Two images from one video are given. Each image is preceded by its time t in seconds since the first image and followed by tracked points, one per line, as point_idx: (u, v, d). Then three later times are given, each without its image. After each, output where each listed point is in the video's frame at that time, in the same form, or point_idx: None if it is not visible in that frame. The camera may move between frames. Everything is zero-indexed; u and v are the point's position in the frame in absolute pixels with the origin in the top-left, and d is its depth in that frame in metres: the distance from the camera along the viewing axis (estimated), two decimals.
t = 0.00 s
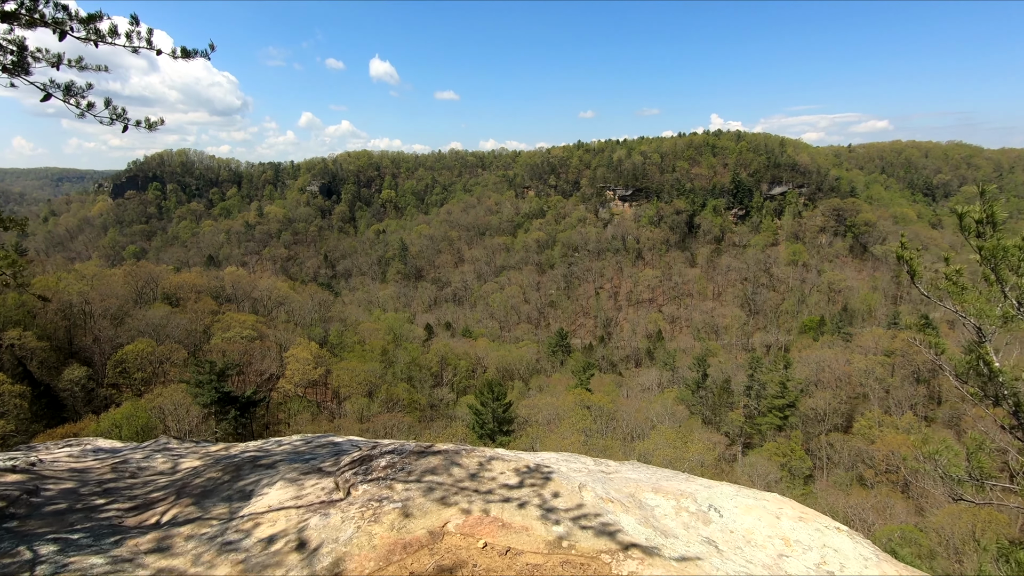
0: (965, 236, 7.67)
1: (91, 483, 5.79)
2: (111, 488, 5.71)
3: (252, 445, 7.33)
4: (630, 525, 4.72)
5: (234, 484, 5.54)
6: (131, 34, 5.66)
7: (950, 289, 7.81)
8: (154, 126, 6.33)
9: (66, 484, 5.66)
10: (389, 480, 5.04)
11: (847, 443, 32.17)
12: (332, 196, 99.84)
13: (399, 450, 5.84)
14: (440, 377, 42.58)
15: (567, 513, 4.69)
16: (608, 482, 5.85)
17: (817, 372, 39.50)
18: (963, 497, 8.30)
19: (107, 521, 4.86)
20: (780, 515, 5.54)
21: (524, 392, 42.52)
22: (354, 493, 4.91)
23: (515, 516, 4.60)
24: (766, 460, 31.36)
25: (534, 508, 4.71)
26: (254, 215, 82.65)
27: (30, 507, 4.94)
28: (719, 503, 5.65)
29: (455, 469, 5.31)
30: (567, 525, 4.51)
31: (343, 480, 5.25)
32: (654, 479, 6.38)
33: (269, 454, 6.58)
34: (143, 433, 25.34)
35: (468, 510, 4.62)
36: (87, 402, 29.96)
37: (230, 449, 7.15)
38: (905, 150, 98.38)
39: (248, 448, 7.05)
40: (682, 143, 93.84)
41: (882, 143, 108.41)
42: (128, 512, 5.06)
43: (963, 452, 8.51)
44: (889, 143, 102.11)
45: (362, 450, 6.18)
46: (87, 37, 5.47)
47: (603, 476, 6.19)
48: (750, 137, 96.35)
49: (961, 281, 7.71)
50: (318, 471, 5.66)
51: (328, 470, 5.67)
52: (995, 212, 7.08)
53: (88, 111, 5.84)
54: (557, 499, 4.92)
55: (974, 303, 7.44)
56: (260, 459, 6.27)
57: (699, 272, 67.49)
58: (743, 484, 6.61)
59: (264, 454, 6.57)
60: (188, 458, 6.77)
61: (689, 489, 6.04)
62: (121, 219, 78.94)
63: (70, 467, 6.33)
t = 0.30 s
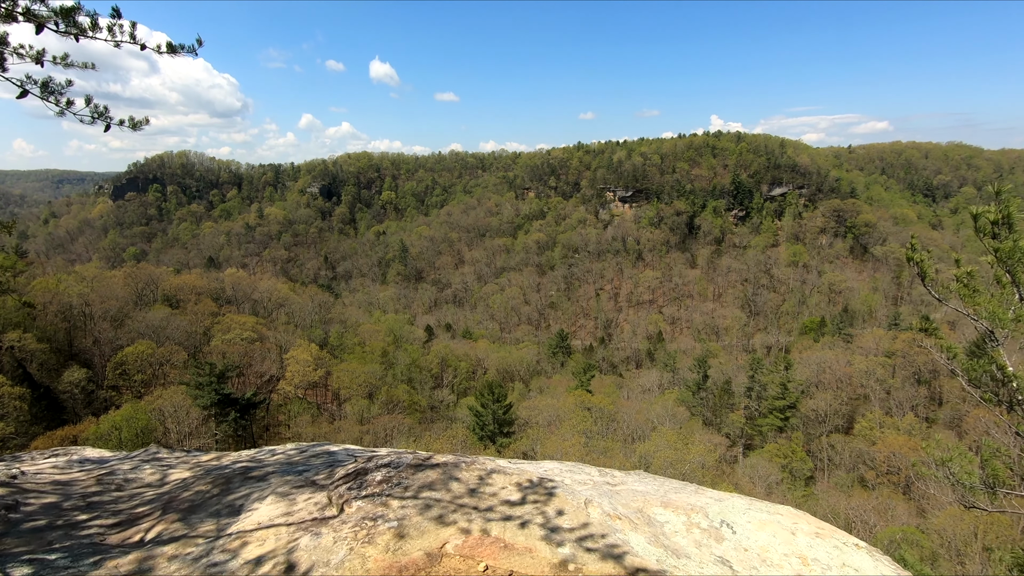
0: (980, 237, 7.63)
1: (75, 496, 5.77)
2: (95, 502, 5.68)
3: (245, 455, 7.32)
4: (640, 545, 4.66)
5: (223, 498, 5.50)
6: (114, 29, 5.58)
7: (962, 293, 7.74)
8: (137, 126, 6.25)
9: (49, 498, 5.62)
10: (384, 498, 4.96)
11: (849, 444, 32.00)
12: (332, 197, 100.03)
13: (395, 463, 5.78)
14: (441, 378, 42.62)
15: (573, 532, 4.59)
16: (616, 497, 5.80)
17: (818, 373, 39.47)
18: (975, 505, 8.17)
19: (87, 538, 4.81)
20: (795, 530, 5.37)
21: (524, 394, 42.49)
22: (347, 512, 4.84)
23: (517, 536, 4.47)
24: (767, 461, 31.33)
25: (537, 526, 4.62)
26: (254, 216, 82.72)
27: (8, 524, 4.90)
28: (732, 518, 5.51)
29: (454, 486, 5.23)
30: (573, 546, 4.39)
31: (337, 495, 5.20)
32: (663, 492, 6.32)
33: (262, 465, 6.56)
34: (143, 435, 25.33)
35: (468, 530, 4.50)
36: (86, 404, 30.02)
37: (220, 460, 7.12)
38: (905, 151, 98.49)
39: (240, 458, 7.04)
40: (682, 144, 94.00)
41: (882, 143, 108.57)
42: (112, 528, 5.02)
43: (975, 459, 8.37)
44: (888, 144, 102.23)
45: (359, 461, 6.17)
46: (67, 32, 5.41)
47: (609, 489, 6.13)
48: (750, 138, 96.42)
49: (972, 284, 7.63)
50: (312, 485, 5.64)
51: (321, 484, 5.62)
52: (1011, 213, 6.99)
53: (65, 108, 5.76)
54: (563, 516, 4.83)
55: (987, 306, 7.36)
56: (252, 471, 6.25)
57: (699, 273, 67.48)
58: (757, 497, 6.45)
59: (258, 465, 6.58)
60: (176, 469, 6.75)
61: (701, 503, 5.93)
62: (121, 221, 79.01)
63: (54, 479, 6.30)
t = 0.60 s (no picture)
0: (997, 236, 7.44)
1: (44, 514, 5.72)
2: (64, 519, 5.63)
3: (227, 466, 7.35)
4: (642, 568, 4.64)
5: (199, 515, 5.44)
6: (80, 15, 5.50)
7: (975, 294, 7.60)
8: (106, 118, 6.08)
9: (17, 516, 5.58)
10: (368, 519, 4.89)
11: (850, 444, 31.77)
12: (333, 199, 100.24)
13: (382, 478, 5.72)
14: (441, 379, 42.65)
15: (570, 557, 4.54)
16: (618, 513, 5.79)
17: (818, 374, 39.43)
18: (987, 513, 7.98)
19: (51, 562, 4.76)
20: (810, 550, 5.26)
21: (525, 394, 42.45)
22: (327, 534, 4.77)
23: (511, 562, 4.37)
24: (767, 462, 31.28)
25: (531, 550, 4.56)
26: (254, 217, 82.75)
27: None
28: (742, 537, 5.43)
29: (442, 504, 5.16)
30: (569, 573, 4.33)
31: (319, 515, 5.12)
32: (668, 507, 6.29)
33: (245, 478, 6.53)
34: (143, 436, 25.32)
35: (456, 554, 4.41)
36: (87, 406, 30.09)
37: (200, 472, 7.13)
38: (905, 151, 98.49)
39: (222, 470, 7.02)
40: (682, 145, 94.18)
41: (882, 143, 108.57)
42: (78, 550, 4.97)
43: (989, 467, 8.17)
44: (889, 145, 102.23)
45: (344, 475, 6.10)
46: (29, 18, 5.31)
47: (611, 506, 6.09)
48: (750, 139, 96.45)
49: (985, 284, 7.49)
50: (294, 501, 5.58)
51: (303, 501, 5.55)
52: None
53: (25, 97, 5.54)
54: (560, 538, 4.79)
55: (1000, 307, 7.21)
56: (233, 484, 6.20)
57: (700, 273, 67.42)
58: (767, 513, 6.37)
59: (241, 478, 6.54)
60: (154, 482, 6.72)
61: (709, 520, 5.87)
62: (121, 223, 79.08)
63: (25, 494, 6.27)
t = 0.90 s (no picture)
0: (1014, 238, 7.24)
1: (13, 536, 5.65)
2: (33, 544, 5.55)
3: (212, 482, 7.63)
4: None
5: (178, 540, 5.42)
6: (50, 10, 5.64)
7: (988, 298, 7.44)
8: (74, 114, 6.19)
9: None
10: (354, 550, 4.82)
11: (852, 445, 31.51)
12: (334, 199, 100.39)
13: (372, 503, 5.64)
14: (442, 380, 42.65)
15: None
16: (626, 539, 5.83)
17: (820, 375, 39.33)
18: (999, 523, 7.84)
19: None
20: None
21: (526, 395, 42.36)
22: (311, 565, 4.71)
23: None
24: (769, 463, 31.20)
25: None
26: (255, 218, 82.81)
27: None
28: (756, 564, 5.44)
29: (434, 534, 5.13)
30: None
31: (302, 543, 5.03)
32: (677, 531, 6.33)
33: (230, 498, 6.66)
34: (143, 437, 25.38)
35: None
36: (88, 407, 30.10)
37: (182, 490, 7.24)
38: (907, 152, 98.47)
39: (205, 491, 7.10)
40: (684, 145, 94.36)
41: (884, 143, 108.42)
42: None
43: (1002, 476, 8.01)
44: (890, 145, 102.21)
45: (330, 499, 6.05)
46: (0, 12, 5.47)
47: (617, 531, 6.12)
48: (752, 139, 96.43)
49: (1000, 288, 7.30)
50: (277, 528, 5.53)
51: (286, 528, 5.51)
52: None
53: None
54: (561, 569, 4.82)
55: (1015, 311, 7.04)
56: (213, 507, 6.21)
57: (701, 274, 67.30)
58: (784, 538, 6.40)
59: (224, 499, 6.63)
60: (133, 502, 6.76)
61: (722, 546, 5.90)
62: (122, 224, 79.18)
63: None
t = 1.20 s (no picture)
0: None
1: None
2: (9, 563, 5.47)
3: (204, 493, 7.68)
4: None
5: (166, 558, 5.36)
6: None
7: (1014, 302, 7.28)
8: (50, 106, 6.04)
9: None
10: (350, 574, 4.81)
11: (858, 447, 31.26)
12: (338, 200, 100.65)
13: (370, 523, 5.64)
14: (446, 381, 42.66)
15: None
16: (644, 560, 5.80)
17: (826, 376, 39.10)
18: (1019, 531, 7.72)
19: None
20: None
21: (530, 396, 42.21)
22: None
23: None
24: (775, 465, 30.99)
25: None
26: (260, 219, 83.10)
27: None
28: None
29: (437, 558, 5.12)
30: None
31: (295, 566, 5.01)
32: (699, 550, 6.30)
33: (223, 511, 6.70)
34: (148, 437, 25.46)
35: None
36: (93, 406, 30.21)
37: (172, 502, 7.24)
38: (913, 152, 98.03)
39: (195, 504, 7.04)
40: (688, 146, 94.33)
41: (890, 143, 107.93)
42: None
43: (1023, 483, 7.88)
44: (896, 145, 101.79)
45: (326, 515, 6.00)
46: None
47: (632, 551, 6.04)
48: (757, 140, 96.16)
49: None
50: (268, 547, 5.46)
51: (278, 546, 5.46)
52: None
53: None
54: None
55: None
56: (202, 522, 6.17)
57: (706, 275, 67.02)
58: (809, 558, 6.38)
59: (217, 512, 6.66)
60: (119, 515, 6.73)
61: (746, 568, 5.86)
62: (128, 224, 79.59)
63: None
